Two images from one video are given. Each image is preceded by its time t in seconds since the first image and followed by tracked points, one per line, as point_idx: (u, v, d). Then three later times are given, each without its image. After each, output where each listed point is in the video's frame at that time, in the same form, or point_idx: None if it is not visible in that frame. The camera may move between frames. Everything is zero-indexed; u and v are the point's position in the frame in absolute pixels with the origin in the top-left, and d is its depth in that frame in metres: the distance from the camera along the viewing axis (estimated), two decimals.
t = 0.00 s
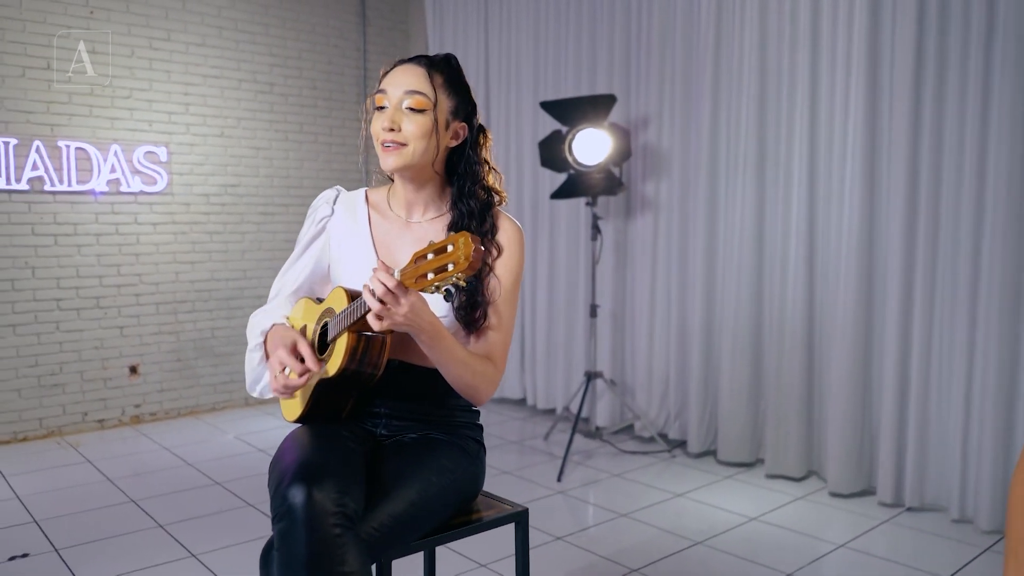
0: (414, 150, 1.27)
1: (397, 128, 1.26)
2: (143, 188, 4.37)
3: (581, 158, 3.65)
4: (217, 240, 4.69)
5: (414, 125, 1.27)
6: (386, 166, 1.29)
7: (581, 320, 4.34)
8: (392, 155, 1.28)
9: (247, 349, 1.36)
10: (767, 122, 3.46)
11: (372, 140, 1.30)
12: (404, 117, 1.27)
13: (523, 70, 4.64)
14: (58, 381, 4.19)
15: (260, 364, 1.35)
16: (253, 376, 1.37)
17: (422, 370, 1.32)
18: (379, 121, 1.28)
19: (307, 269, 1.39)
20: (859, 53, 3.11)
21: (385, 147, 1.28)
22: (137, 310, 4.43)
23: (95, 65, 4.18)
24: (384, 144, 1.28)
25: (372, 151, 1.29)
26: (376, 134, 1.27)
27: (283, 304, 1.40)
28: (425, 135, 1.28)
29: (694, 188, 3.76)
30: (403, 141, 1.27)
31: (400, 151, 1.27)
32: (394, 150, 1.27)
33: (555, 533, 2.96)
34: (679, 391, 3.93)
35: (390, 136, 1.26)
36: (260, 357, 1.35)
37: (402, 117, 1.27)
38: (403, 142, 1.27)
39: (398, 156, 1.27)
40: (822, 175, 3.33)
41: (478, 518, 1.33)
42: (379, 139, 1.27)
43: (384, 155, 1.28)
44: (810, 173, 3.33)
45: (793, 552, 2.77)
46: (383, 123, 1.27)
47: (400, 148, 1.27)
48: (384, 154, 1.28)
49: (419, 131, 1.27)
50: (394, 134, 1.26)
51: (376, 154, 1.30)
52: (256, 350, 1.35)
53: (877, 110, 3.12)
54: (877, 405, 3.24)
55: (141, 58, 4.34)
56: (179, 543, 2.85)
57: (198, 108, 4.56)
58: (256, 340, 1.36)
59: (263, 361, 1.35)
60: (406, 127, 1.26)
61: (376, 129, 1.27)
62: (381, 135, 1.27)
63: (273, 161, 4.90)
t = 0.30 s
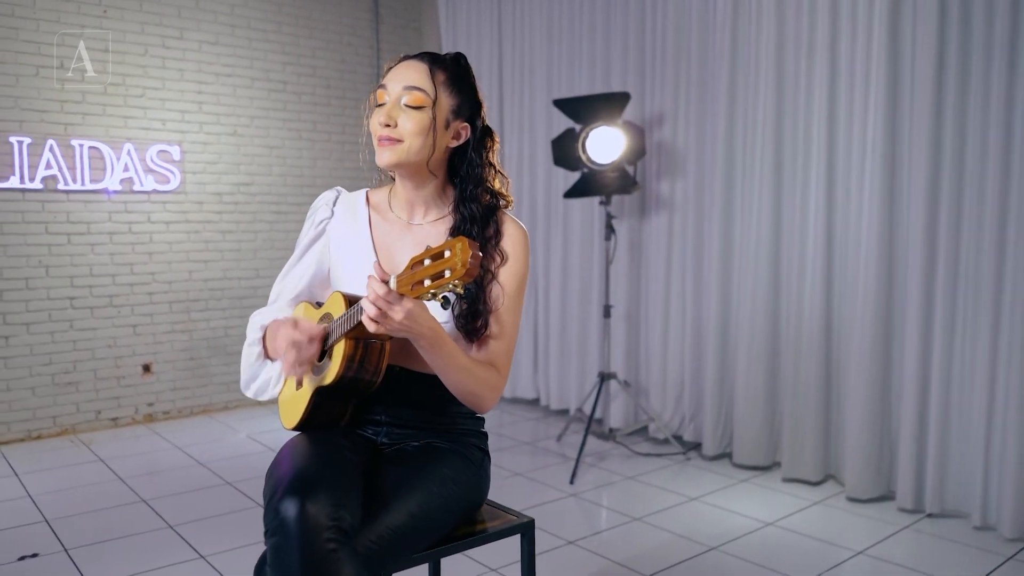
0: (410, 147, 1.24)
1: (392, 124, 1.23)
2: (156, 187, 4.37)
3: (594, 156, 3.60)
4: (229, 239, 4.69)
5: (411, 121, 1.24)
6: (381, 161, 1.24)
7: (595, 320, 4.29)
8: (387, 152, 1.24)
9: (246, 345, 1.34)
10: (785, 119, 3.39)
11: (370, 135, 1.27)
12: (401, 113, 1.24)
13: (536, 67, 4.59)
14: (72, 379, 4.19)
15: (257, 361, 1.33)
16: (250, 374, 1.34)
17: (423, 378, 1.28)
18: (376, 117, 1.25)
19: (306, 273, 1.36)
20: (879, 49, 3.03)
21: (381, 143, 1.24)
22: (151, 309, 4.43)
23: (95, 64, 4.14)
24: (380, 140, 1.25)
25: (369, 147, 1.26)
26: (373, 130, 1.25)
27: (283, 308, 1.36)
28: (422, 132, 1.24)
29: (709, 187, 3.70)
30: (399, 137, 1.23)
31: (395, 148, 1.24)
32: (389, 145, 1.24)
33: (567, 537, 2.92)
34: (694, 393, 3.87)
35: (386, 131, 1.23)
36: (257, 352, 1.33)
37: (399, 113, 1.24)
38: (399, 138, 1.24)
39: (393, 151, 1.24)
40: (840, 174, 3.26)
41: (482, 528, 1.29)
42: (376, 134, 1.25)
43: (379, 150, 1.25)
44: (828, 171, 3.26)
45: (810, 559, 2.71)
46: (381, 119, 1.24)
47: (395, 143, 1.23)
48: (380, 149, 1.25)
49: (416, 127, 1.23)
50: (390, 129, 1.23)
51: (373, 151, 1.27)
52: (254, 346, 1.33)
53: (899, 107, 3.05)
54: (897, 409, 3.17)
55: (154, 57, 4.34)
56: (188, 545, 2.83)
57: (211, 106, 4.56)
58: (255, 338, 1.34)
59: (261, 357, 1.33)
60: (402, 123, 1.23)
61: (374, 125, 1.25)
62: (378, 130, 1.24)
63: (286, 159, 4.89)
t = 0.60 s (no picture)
0: (419, 153, 1.19)
1: (402, 126, 1.18)
2: (174, 190, 4.37)
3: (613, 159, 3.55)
4: (247, 242, 4.68)
5: (421, 124, 1.19)
6: (388, 165, 1.20)
7: (614, 326, 4.23)
8: (396, 157, 1.20)
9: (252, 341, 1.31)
10: (808, 121, 3.32)
11: (379, 137, 1.23)
12: (411, 116, 1.20)
13: (555, 69, 4.54)
14: (90, 382, 4.20)
15: (262, 360, 1.31)
16: (254, 373, 1.32)
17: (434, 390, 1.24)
18: (385, 118, 1.21)
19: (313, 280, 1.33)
20: (906, 48, 2.95)
21: (389, 146, 1.20)
22: (168, 312, 4.43)
23: (96, 65, 4.09)
24: (389, 142, 1.20)
25: (377, 150, 1.22)
26: (382, 132, 1.20)
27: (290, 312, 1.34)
28: (433, 137, 1.20)
29: (730, 190, 3.63)
30: (408, 140, 1.19)
31: (404, 151, 1.19)
32: (398, 149, 1.20)
33: (584, 547, 2.87)
34: (715, 400, 3.80)
35: (395, 134, 1.19)
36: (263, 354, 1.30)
37: (409, 115, 1.20)
38: (409, 141, 1.19)
39: (401, 155, 1.19)
40: (865, 177, 3.18)
41: (495, 546, 1.25)
42: (385, 137, 1.20)
43: (387, 154, 1.20)
44: (853, 174, 3.18)
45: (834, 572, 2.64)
46: (390, 120, 1.20)
47: (404, 147, 1.19)
48: (388, 153, 1.20)
49: (426, 131, 1.19)
50: (399, 132, 1.19)
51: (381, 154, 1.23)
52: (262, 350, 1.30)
53: (926, 109, 2.96)
54: (924, 419, 3.09)
55: (173, 60, 4.34)
56: (202, 551, 2.81)
57: (228, 109, 4.56)
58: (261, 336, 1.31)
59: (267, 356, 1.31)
60: (412, 126, 1.19)
61: (382, 127, 1.20)
62: (387, 132, 1.20)
63: (303, 162, 4.88)
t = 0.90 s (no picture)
0: (432, 153, 1.16)
1: (414, 125, 1.15)
2: (195, 191, 4.38)
3: (635, 160, 3.49)
4: (267, 243, 4.68)
5: (434, 124, 1.16)
6: (401, 170, 1.17)
7: (635, 329, 4.17)
8: (408, 157, 1.17)
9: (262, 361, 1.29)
10: (835, 120, 3.24)
11: (391, 138, 1.19)
12: (423, 115, 1.16)
13: (577, 69, 4.49)
14: (111, 383, 4.22)
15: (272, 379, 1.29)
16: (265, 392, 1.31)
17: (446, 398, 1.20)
18: (397, 117, 1.18)
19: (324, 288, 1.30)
20: (937, 44, 2.86)
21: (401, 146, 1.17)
22: (189, 313, 4.43)
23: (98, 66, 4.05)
24: (400, 142, 1.17)
25: (389, 152, 1.18)
26: (394, 132, 1.17)
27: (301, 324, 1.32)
28: (445, 136, 1.16)
29: (755, 190, 3.56)
30: (420, 140, 1.16)
31: (416, 151, 1.16)
32: (410, 150, 1.16)
33: (604, 554, 2.81)
34: (739, 404, 3.73)
35: (407, 134, 1.16)
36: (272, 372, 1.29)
37: (421, 114, 1.16)
38: (421, 141, 1.16)
39: (413, 157, 1.16)
40: (895, 177, 3.10)
41: (509, 561, 1.20)
42: (397, 138, 1.17)
43: (400, 156, 1.17)
44: (882, 174, 3.10)
45: None
46: (401, 120, 1.16)
47: (416, 147, 1.16)
48: (401, 155, 1.17)
49: (438, 132, 1.15)
50: (411, 131, 1.15)
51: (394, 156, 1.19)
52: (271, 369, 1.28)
53: (958, 107, 2.87)
54: (955, 426, 3.00)
55: (194, 62, 4.35)
56: (219, 554, 2.80)
57: (249, 111, 4.56)
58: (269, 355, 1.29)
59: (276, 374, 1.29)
60: (423, 126, 1.15)
61: (395, 126, 1.17)
62: (398, 132, 1.16)
63: (324, 163, 4.87)
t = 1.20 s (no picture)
0: (446, 157, 1.13)
1: (428, 129, 1.12)
2: (217, 191, 4.39)
3: (658, 159, 3.44)
4: (289, 243, 4.68)
5: (448, 127, 1.12)
6: (415, 172, 1.14)
7: (658, 330, 4.12)
8: (422, 162, 1.13)
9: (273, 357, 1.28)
10: (864, 118, 3.16)
11: (404, 140, 1.16)
12: (437, 117, 1.13)
13: (599, 67, 4.44)
14: (134, 382, 4.24)
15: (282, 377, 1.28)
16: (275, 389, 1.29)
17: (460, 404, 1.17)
18: (410, 120, 1.14)
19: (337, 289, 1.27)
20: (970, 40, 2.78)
21: (415, 150, 1.14)
22: (211, 313, 4.45)
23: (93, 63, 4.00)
24: (414, 146, 1.14)
25: (402, 155, 1.15)
26: (407, 135, 1.14)
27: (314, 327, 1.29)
28: (461, 139, 1.13)
29: (781, 190, 3.49)
30: (435, 144, 1.12)
31: (430, 156, 1.13)
32: (424, 153, 1.13)
33: (625, 560, 2.77)
34: (763, 407, 3.67)
35: (421, 138, 1.12)
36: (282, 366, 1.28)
37: (436, 116, 1.13)
38: (436, 144, 1.13)
39: (428, 160, 1.13)
40: (925, 176, 3.01)
41: (525, 572, 1.17)
42: (411, 140, 1.14)
43: (413, 159, 1.14)
44: (911, 173, 3.02)
45: None
46: (415, 122, 1.13)
47: (430, 152, 1.12)
48: (414, 157, 1.14)
49: (453, 135, 1.12)
50: (426, 134, 1.12)
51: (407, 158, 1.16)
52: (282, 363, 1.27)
53: (992, 105, 2.79)
54: (988, 433, 2.91)
55: (216, 62, 4.36)
56: (237, 555, 2.79)
57: (271, 110, 4.56)
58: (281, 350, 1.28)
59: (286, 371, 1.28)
60: (438, 129, 1.12)
61: (408, 129, 1.14)
62: (412, 135, 1.13)
63: (345, 163, 4.87)
